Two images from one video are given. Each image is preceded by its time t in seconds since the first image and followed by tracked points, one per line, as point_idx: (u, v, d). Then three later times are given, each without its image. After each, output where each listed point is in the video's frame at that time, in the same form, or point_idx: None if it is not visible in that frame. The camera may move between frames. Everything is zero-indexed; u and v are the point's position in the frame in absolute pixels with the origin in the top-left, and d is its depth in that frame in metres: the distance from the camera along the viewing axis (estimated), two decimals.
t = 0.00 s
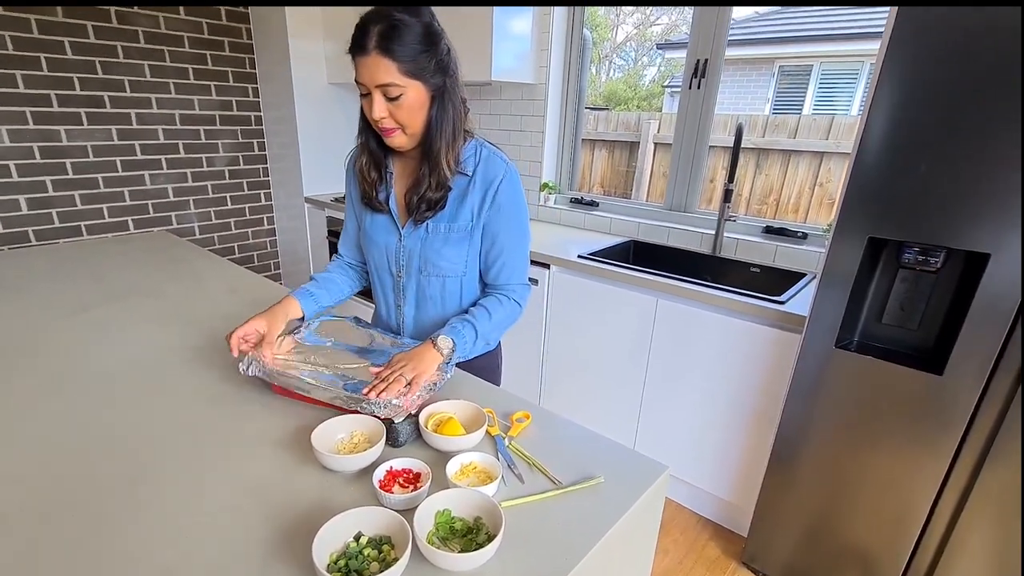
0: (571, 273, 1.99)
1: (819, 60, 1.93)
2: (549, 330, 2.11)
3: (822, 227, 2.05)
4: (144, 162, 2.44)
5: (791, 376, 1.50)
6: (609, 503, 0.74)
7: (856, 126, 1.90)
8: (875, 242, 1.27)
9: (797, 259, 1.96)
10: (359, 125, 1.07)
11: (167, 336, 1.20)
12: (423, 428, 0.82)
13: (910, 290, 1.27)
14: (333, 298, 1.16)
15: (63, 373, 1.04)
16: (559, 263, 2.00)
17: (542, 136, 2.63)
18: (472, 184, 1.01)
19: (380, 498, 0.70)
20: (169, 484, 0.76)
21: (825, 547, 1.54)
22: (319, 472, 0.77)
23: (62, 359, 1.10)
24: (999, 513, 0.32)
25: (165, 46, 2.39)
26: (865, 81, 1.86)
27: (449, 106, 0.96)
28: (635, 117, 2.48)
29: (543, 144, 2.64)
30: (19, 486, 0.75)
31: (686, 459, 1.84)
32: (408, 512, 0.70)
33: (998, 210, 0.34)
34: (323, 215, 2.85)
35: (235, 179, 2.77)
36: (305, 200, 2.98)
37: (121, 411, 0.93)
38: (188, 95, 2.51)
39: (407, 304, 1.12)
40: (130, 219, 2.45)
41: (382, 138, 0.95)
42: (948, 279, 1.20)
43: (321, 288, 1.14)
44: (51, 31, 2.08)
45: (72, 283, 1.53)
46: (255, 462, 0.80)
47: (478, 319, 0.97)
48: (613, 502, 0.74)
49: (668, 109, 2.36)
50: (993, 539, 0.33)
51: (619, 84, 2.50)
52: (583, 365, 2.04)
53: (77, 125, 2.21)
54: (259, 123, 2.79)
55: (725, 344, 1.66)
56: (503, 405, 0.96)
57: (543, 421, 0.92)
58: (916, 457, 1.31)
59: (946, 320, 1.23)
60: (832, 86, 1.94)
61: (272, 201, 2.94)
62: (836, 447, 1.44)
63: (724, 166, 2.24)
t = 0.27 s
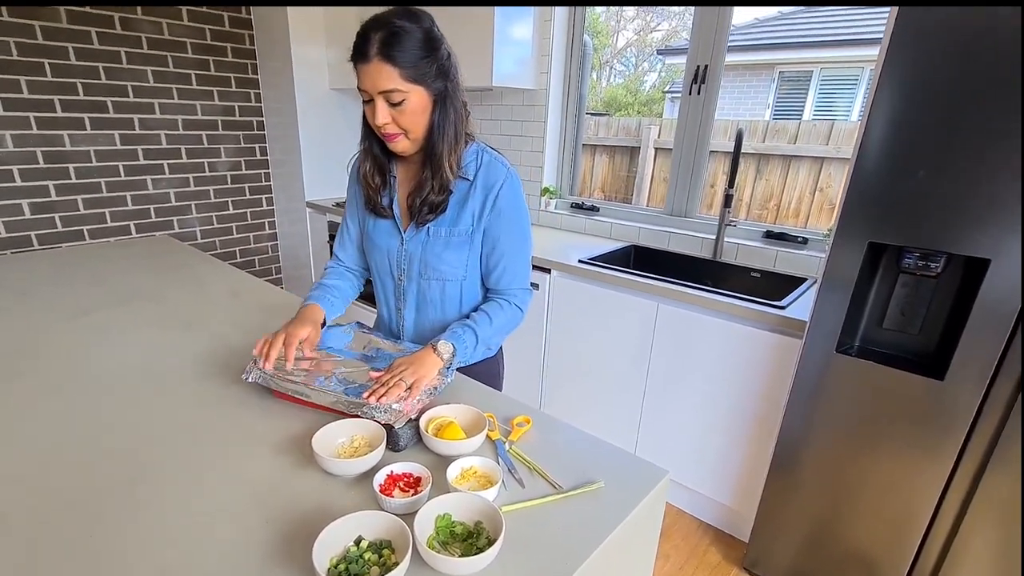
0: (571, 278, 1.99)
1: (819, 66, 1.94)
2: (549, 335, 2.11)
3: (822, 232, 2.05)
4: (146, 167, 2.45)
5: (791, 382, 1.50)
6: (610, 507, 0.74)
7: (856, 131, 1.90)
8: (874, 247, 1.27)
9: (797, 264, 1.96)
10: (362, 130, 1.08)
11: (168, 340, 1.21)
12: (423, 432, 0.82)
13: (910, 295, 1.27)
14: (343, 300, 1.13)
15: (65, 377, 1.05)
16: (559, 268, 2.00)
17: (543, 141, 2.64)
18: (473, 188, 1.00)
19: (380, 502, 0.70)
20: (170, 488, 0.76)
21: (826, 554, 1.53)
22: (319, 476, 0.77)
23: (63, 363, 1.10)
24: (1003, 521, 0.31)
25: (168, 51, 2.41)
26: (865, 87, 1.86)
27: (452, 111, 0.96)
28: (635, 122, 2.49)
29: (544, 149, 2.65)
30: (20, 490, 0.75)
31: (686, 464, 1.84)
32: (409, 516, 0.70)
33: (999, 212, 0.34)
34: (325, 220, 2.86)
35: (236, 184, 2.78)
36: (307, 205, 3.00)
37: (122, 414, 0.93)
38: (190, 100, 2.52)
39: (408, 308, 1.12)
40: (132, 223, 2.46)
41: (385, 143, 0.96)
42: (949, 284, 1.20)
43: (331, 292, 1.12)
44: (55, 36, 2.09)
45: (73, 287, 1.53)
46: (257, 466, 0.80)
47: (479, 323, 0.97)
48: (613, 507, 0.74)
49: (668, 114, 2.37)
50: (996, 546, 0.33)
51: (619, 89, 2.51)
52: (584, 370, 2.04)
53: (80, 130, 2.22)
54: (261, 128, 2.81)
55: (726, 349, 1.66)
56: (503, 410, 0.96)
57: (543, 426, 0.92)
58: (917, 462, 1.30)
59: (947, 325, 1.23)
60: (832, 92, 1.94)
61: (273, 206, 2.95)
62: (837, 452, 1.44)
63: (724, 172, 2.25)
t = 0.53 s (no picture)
0: (572, 280, 1.99)
1: (819, 69, 1.94)
2: (550, 337, 2.11)
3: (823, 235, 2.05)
4: (147, 169, 2.45)
5: (793, 386, 1.50)
6: (613, 510, 0.73)
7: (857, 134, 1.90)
8: (876, 250, 1.27)
9: (799, 266, 1.96)
10: (364, 135, 1.07)
11: (168, 342, 1.20)
12: (426, 435, 0.81)
13: (912, 298, 1.27)
14: (343, 318, 1.10)
15: (65, 378, 1.05)
16: (560, 271, 2.00)
17: (543, 144, 2.64)
18: (478, 190, 1.00)
19: (382, 505, 0.70)
20: (170, 491, 0.75)
21: (828, 557, 1.53)
22: (321, 479, 0.77)
23: (63, 366, 1.09)
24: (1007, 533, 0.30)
25: (169, 54, 2.42)
26: (865, 90, 1.86)
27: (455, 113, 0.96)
28: (635, 125, 2.49)
29: (544, 152, 2.65)
30: (20, 494, 0.75)
31: (688, 467, 1.84)
32: (411, 519, 0.70)
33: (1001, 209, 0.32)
34: (325, 222, 2.86)
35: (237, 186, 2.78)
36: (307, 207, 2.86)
37: (122, 417, 0.92)
38: (191, 103, 2.53)
39: (413, 312, 1.12)
40: (132, 225, 2.45)
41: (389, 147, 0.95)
42: (952, 287, 1.19)
43: (332, 310, 1.09)
44: (56, 39, 2.09)
45: (73, 289, 1.53)
46: (259, 468, 0.79)
47: (486, 324, 0.97)
48: (617, 510, 0.74)
49: (669, 117, 2.37)
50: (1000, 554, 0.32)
51: (619, 92, 2.51)
52: (585, 373, 2.03)
53: (82, 132, 2.22)
54: (261, 130, 2.81)
55: (728, 352, 1.65)
56: (506, 412, 0.95)
57: (545, 428, 0.91)
58: (920, 465, 1.30)
59: (950, 328, 1.22)
60: (831, 95, 1.94)
61: (273, 208, 2.95)
62: (839, 455, 1.43)
63: (725, 174, 2.25)
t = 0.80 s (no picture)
0: (569, 280, 1.99)
1: (811, 71, 1.96)
2: (547, 337, 2.11)
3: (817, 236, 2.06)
4: (141, 168, 2.43)
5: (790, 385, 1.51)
6: (616, 509, 0.73)
7: (850, 135, 1.91)
8: (872, 250, 1.28)
9: (794, 267, 1.97)
10: (362, 134, 1.07)
11: (165, 342, 1.19)
12: (427, 434, 0.81)
13: (908, 298, 1.28)
14: (336, 318, 1.09)
15: (61, 380, 1.03)
16: (557, 271, 2.00)
17: (539, 144, 2.64)
18: (476, 187, 1.00)
19: (385, 505, 0.70)
20: (171, 493, 0.75)
21: (824, 556, 1.54)
22: (322, 479, 0.76)
23: (59, 368, 1.08)
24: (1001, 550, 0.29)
25: (163, 52, 2.40)
26: (855, 92, 1.88)
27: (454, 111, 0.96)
28: (629, 126, 2.50)
29: (540, 153, 2.65)
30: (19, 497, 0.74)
31: (685, 466, 1.84)
32: (415, 519, 0.69)
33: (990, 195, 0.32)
34: (320, 222, 2.85)
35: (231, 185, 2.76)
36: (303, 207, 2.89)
37: (120, 419, 0.91)
38: (185, 101, 2.51)
39: (414, 310, 1.12)
40: (125, 224, 2.43)
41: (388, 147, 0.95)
42: (947, 287, 1.21)
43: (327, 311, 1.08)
44: (49, 36, 2.07)
45: (67, 289, 1.51)
46: (260, 469, 0.79)
47: (477, 327, 0.96)
48: (619, 509, 0.74)
49: (663, 118, 2.38)
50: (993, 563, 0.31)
51: (614, 93, 2.51)
52: (582, 373, 2.03)
53: (73, 131, 2.20)
54: (256, 129, 2.79)
55: (724, 352, 1.66)
56: (507, 412, 0.95)
57: (546, 428, 0.91)
58: (915, 464, 1.31)
59: (945, 327, 1.24)
60: (822, 96, 1.96)
61: (268, 208, 2.93)
62: (835, 454, 1.44)
63: (719, 175, 2.26)
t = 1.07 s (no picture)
0: (571, 277, 2.01)
1: (792, 68, 2.01)
2: (550, 333, 2.12)
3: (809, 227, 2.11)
4: (133, 173, 2.40)
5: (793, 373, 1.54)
6: (646, 495, 0.75)
7: (835, 128, 1.97)
8: (872, 239, 1.31)
9: (790, 258, 2.01)
10: (381, 129, 1.08)
11: (179, 347, 1.19)
12: (457, 427, 0.82)
13: (908, 285, 1.31)
14: (350, 313, 1.09)
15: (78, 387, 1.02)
16: (558, 267, 2.02)
17: (532, 144, 2.66)
18: (492, 182, 1.02)
19: (423, 496, 0.71)
20: (206, 494, 0.75)
21: (830, 539, 1.57)
22: (357, 475, 0.77)
23: (73, 377, 1.07)
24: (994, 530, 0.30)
25: (153, 57, 2.37)
26: (836, 87, 1.95)
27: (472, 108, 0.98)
28: (619, 124, 2.53)
29: (533, 152, 2.67)
30: (51, 505, 0.74)
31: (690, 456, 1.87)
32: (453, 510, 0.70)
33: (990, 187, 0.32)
34: (316, 225, 2.84)
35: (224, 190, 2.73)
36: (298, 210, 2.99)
37: (143, 425, 0.91)
38: (176, 106, 2.48)
39: (424, 303, 1.12)
40: (119, 231, 2.40)
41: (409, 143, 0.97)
42: (945, 273, 1.24)
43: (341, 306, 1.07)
44: (37, 42, 2.04)
45: (70, 296, 1.50)
46: (293, 468, 0.79)
47: (491, 324, 0.96)
48: (650, 495, 0.75)
49: (645, 116, 2.44)
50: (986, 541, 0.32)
51: (600, 93, 2.56)
52: (585, 368, 2.06)
53: (64, 137, 2.17)
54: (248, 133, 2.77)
55: (728, 343, 1.69)
56: (530, 403, 0.96)
57: (569, 418, 0.93)
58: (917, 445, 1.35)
59: (944, 312, 1.27)
60: (804, 91, 2.02)
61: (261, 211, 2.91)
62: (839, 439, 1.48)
63: (710, 170, 2.30)
